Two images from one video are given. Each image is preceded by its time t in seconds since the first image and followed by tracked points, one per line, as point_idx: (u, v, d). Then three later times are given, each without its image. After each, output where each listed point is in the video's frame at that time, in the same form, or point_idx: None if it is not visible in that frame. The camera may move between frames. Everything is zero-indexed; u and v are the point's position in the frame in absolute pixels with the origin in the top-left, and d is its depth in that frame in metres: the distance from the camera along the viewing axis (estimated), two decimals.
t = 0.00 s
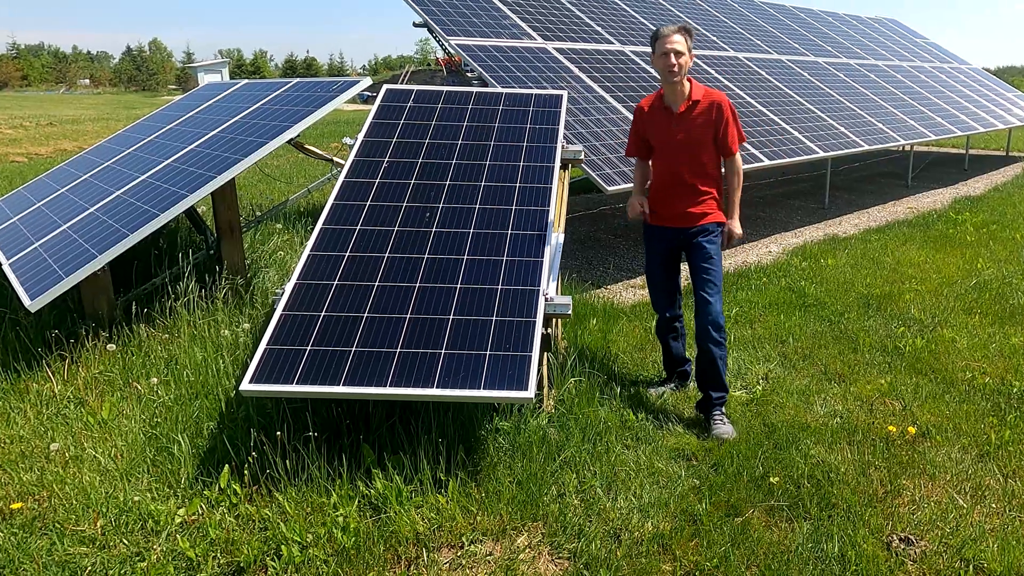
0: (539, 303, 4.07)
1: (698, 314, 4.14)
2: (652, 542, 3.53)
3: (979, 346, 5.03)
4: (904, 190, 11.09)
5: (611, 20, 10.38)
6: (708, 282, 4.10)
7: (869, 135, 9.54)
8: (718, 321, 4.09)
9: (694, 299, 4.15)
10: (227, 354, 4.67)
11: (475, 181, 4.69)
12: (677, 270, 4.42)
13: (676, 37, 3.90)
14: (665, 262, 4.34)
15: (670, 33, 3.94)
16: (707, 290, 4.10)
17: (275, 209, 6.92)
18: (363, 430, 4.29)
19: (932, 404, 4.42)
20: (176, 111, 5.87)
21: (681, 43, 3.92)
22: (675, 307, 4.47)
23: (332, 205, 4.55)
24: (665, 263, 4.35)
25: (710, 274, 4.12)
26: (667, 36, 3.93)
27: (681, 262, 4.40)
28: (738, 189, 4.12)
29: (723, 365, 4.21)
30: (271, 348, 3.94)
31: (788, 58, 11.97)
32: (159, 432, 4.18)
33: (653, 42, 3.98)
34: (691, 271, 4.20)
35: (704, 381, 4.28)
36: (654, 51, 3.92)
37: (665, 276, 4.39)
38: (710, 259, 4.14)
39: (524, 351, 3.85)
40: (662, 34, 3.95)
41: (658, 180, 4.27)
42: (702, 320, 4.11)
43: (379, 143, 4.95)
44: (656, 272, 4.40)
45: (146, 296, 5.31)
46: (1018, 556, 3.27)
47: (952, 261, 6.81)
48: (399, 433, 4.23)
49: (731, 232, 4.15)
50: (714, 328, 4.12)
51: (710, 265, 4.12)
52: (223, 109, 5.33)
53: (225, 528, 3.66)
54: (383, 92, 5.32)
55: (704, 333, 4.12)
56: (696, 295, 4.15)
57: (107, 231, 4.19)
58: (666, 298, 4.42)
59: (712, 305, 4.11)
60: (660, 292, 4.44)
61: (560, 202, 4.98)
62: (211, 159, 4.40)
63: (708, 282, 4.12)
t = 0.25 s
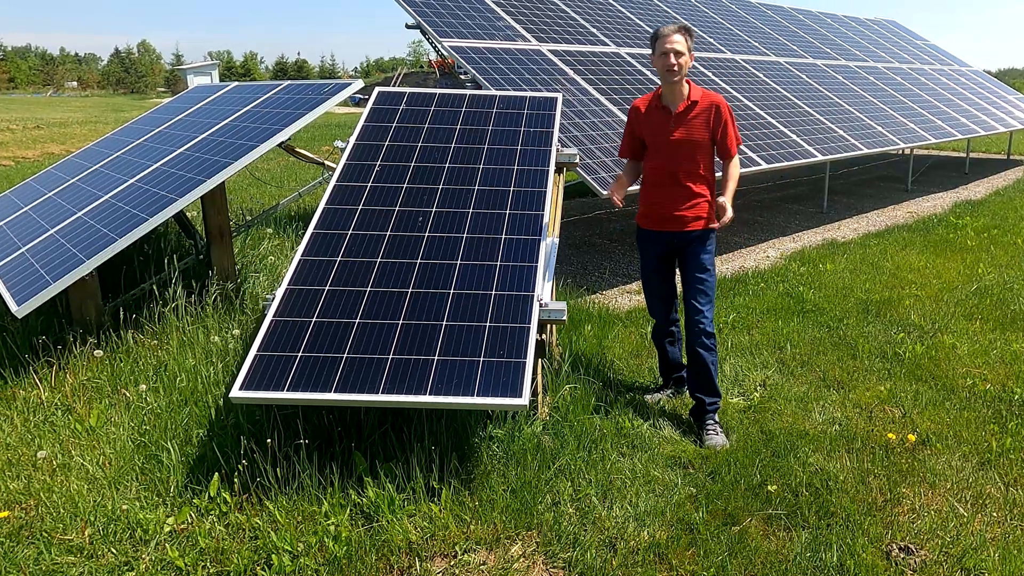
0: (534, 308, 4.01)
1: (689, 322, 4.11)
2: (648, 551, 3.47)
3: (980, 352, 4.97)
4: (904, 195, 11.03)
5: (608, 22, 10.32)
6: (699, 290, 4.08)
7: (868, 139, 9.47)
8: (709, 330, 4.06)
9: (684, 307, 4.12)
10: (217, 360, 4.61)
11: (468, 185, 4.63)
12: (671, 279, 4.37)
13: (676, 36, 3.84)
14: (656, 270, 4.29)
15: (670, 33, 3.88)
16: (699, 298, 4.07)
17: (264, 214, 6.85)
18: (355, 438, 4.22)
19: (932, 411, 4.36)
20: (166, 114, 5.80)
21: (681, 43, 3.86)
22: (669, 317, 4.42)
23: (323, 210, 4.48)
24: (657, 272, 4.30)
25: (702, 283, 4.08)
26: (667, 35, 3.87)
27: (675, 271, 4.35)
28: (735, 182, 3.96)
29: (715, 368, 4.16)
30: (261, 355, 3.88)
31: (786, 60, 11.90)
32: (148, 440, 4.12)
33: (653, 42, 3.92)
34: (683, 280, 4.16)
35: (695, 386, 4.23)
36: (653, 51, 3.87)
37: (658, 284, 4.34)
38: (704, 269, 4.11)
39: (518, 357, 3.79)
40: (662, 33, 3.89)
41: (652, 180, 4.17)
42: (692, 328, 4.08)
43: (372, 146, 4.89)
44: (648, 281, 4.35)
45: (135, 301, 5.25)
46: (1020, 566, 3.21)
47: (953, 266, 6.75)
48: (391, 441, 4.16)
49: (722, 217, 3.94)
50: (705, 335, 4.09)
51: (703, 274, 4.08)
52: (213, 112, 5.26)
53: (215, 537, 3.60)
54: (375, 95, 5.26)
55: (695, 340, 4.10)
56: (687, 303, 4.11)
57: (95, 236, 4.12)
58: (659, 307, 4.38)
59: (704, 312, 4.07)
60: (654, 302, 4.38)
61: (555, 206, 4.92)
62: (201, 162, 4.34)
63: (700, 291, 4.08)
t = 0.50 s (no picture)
0: (528, 314, 3.95)
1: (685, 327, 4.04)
2: (644, 561, 3.40)
3: (981, 359, 4.91)
4: (904, 199, 10.97)
5: (605, 24, 10.25)
6: (695, 295, 4.01)
7: (867, 142, 9.40)
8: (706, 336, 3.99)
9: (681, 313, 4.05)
10: (206, 367, 4.54)
11: (462, 189, 4.56)
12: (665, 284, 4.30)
13: (677, 39, 3.79)
14: (651, 275, 4.22)
15: (672, 35, 3.83)
16: (695, 304, 4.01)
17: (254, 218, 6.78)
18: (347, 446, 4.15)
19: (933, 419, 4.30)
20: (155, 117, 5.74)
21: (682, 46, 3.81)
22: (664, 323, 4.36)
23: (315, 214, 4.42)
24: (651, 276, 4.23)
25: (698, 287, 4.02)
26: (669, 38, 3.82)
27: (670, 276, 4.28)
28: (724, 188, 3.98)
29: (712, 373, 4.09)
30: (253, 361, 3.82)
31: (784, 62, 11.84)
32: (137, 447, 4.05)
33: (654, 44, 3.87)
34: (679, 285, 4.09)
35: (692, 392, 4.16)
36: (654, 52, 3.82)
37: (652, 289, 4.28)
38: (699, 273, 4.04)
39: (512, 364, 3.73)
40: (663, 36, 3.84)
41: (647, 183, 4.11)
42: (688, 334, 4.02)
43: (364, 149, 4.82)
44: (642, 285, 4.28)
45: (123, 307, 5.19)
46: None
47: (953, 271, 6.69)
48: (383, 449, 4.09)
49: (710, 220, 3.91)
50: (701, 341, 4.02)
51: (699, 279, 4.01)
52: (203, 114, 5.20)
53: (205, 546, 3.54)
54: (367, 98, 5.19)
55: (691, 346, 4.02)
56: (683, 309, 4.04)
57: (83, 240, 4.06)
58: (654, 312, 4.30)
59: (700, 318, 4.01)
60: (648, 308, 4.31)
61: (549, 210, 4.86)
62: (191, 166, 4.28)
63: (696, 296, 4.02)
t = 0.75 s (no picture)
0: (522, 320, 3.90)
1: (680, 333, 3.98)
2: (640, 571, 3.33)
3: (981, 365, 4.85)
4: (904, 203, 10.91)
5: (601, 26, 10.19)
6: (690, 301, 3.95)
7: (866, 145, 9.35)
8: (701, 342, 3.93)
9: (676, 318, 3.99)
10: (195, 373, 4.48)
11: (455, 194, 4.50)
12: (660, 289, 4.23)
13: (672, 41, 3.73)
14: (645, 279, 4.15)
15: (666, 38, 3.77)
16: (690, 309, 3.95)
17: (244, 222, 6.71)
18: (338, 454, 4.09)
19: (933, 426, 4.23)
20: (144, 121, 5.67)
21: (676, 48, 3.75)
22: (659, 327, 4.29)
23: (305, 219, 4.35)
24: (645, 280, 4.17)
25: (694, 293, 3.95)
26: (663, 40, 3.76)
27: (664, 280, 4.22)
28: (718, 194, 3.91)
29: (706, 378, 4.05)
30: (242, 367, 3.76)
31: (782, 64, 11.78)
32: (125, 455, 3.98)
33: (648, 47, 3.81)
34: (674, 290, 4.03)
35: (687, 398, 4.11)
36: (648, 55, 3.76)
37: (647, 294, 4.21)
38: (694, 278, 3.98)
39: (506, 371, 3.68)
40: (657, 38, 3.78)
41: (640, 187, 4.04)
42: (683, 340, 3.96)
43: (356, 153, 4.76)
44: (636, 289, 4.22)
45: (111, 313, 5.13)
46: None
47: (954, 276, 6.63)
48: (375, 457, 4.02)
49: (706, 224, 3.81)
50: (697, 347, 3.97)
51: (694, 284, 3.95)
52: (192, 117, 5.14)
53: (193, 556, 3.48)
54: (359, 100, 5.11)
55: (686, 352, 3.97)
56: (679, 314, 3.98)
57: (70, 245, 3.99)
58: (648, 317, 4.24)
59: (695, 324, 3.96)
60: (643, 313, 4.24)
61: (544, 215, 4.80)
62: (180, 170, 4.21)
63: (691, 302, 3.96)
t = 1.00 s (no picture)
0: (516, 326, 3.84)
1: (676, 339, 3.92)
2: None
3: (983, 372, 4.79)
4: (903, 208, 10.85)
5: (597, 28, 10.13)
6: (686, 306, 3.88)
7: (865, 149, 9.28)
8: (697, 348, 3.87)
9: (671, 324, 3.93)
10: (184, 381, 4.41)
11: (448, 198, 4.43)
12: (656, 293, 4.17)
13: (664, 43, 3.66)
14: (640, 284, 4.10)
15: (659, 39, 3.70)
16: (685, 315, 3.88)
17: (234, 227, 6.64)
18: (329, 463, 4.01)
19: (933, 435, 4.17)
20: (132, 124, 5.60)
21: (670, 50, 3.68)
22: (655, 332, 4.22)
23: (296, 224, 4.29)
24: (640, 284, 4.11)
25: (689, 298, 3.89)
26: (655, 41, 3.68)
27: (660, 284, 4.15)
28: (718, 193, 3.77)
29: (703, 391, 3.99)
30: (232, 375, 3.70)
31: (780, 66, 11.72)
32: (112, 464, 3.92)
33: (641, 48, 3.74)
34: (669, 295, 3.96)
35: (683, 406, 4.06)
36: (640, 56, 3.69)
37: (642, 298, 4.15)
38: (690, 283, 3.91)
39: (499, 378, 3.62)
40: (650, 39, 3.70)
41: (635, 191, 3.99)
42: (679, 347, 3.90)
43: (347, 157, 4.69)
44: (631, 293, 4.16)
45: (98, 319, 5.06)
46: None
47: (954, 282, 6.57)
48: (367, 466, 3.96)
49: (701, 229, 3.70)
50: (692, 354, 3.90)
51: (689, 289, 3.88)
52: (180, 121, 5.08)
53: (182, 566, 3.42)
54: (351, 103, 5.03)
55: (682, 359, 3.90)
56: (673, 320, 3.92)
57: (56, 250, 3.93)
58: (643, 322, 4.17)
59: (690, 330, 3.89)
60: (638, 319, 4.17)
61: (538, 219, 4.73)
62: (169, 174, 4.15)
63: (687, 307, 3.89)
